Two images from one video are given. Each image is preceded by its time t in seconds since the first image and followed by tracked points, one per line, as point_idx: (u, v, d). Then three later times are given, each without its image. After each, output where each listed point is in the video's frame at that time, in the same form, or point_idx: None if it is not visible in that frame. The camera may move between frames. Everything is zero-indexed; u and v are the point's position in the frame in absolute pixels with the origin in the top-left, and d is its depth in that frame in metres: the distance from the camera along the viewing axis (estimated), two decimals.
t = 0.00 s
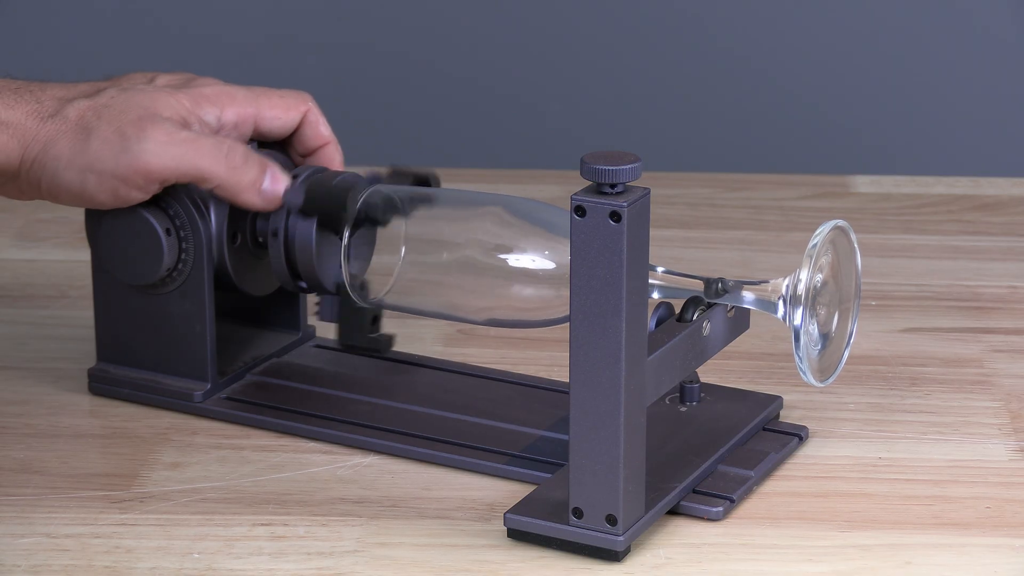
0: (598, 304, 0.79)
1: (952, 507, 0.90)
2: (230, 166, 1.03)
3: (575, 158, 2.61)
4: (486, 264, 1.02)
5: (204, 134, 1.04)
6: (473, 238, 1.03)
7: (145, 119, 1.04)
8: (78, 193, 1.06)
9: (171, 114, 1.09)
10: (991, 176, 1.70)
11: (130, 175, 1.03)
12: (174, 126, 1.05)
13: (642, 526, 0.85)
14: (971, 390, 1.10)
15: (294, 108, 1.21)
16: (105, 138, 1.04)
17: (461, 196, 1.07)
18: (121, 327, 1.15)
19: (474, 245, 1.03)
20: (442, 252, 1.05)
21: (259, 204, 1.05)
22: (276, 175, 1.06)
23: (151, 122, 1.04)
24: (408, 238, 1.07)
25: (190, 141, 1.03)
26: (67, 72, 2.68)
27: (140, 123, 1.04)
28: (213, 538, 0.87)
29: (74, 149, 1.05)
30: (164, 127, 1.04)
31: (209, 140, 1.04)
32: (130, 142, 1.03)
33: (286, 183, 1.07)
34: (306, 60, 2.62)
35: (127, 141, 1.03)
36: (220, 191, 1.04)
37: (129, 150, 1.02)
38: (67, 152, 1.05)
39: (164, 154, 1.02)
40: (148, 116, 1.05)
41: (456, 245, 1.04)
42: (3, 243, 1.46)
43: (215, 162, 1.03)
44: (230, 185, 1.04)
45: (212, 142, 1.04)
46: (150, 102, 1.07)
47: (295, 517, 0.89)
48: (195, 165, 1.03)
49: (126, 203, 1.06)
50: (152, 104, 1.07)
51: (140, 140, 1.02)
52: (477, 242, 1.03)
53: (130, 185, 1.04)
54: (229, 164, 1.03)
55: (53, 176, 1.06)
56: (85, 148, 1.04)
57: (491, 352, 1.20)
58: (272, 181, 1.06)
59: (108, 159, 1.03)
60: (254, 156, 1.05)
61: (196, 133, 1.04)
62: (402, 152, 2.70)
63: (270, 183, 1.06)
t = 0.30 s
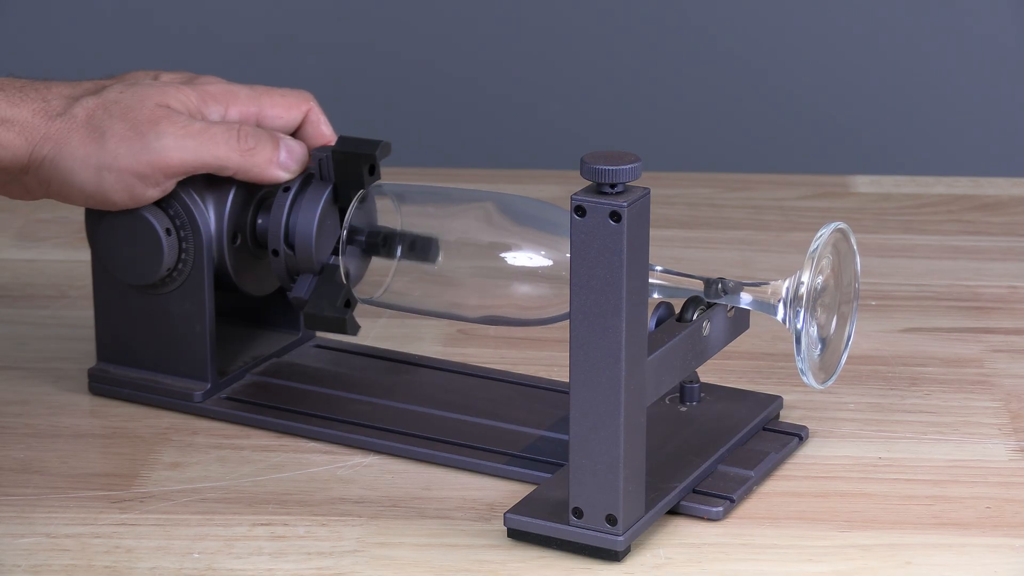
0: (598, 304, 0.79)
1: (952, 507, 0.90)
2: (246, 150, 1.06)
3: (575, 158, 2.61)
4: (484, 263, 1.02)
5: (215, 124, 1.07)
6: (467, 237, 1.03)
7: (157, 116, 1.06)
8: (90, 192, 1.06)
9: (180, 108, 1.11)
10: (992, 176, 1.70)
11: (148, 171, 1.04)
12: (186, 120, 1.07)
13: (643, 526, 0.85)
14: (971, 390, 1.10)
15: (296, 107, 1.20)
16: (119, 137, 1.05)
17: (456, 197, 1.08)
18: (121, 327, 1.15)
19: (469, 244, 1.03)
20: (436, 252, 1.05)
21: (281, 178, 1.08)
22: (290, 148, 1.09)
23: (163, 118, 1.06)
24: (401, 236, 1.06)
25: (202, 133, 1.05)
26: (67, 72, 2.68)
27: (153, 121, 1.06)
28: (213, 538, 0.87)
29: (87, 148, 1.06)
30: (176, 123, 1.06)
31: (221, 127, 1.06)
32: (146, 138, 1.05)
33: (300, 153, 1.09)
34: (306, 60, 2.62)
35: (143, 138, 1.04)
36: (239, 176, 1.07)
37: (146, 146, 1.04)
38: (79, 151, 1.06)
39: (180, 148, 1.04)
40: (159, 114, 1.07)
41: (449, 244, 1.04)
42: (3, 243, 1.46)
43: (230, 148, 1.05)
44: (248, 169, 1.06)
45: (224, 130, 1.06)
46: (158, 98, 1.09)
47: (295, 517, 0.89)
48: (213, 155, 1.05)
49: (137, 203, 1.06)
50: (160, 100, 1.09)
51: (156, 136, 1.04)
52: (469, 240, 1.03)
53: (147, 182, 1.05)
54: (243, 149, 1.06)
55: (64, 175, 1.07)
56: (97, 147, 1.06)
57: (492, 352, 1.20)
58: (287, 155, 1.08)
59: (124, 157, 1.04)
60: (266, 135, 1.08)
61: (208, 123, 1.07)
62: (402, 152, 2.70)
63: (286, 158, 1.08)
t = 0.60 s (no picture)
0: (598, 304, 0.79)
1: (952, 507, 0.90)
2: (224, 180, 1.03)
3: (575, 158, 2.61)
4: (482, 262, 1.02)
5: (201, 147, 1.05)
6: (466, 238, 1.03)
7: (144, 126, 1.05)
8: (71, 192, 1.07)
9: (170, 120, 1.09)
10: (992, 176, 1.70)
11: (123, 180, 1.04)
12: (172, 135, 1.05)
13: (642, 526, 0.85)
14: (971, 390, 1.10)
15: (293, 105, 1.21)
16: (101, 139, 1.04)
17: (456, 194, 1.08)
18: (121, 326, 1.15)
19: (467, 244, 1.03)
20: (435, 253, 1.05)
21: (249, 225, 1.04)
22: (268, 196, 1.05)
23: (149, 129, 1.05)
24: (400, 237, 1.07)
25: (185, 150, 1.04)
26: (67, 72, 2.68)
27: (137, 128, 1.05)
28: (214, 538, 0.87)
29: (71, 149, 1.05)
30: (161, 134, 1.04)
31: (206, 153, 1.04)
32: (127, 147, 1.03)
33: (279, 204, 1.06)
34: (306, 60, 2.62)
35: (124, 146, 1.03)
36: (209, 205, 1.04)
37: (125, 155, 1.03)
38: (63, 150, 1.06)
39: (158, 161, 1.03)
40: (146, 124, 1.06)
41: (449, 244, 1.04)
42: (3, 243, 1.46)
43: (208, 174, 1.03)
44: (220, 201, 1.03)
45: (209, 156, 1.04)
46: (148, 108, 1.08)
47: (295, 517, 0.89)
48: (187, 175, 1.03)
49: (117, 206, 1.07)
50: (150, 111, 1.07)
51: (137, 146, 1.03)
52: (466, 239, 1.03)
53: (121, 189, 1.05)
54: (221, 179, 1.03)
55: (47, 172, 1.07)
56: (81, 148, 1.05)
57: (491, 352, 1.20)
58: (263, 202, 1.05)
59: (103, 162, 1.04)
60: (249, 175, 1.05)
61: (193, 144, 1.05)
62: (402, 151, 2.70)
63: (261, 205, 1.05)
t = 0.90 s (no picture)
0: (598, 304, 0.79)
1: (952, 507, 0.90)
2: (241, 153, 1.04)
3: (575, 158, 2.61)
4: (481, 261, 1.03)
5: (213, 126, 1.05)
6: (466, 236, 1.04)
7: (153, 112, 1.05)
8: (84, 188, 1.06)
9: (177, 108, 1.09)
10: (992, 176, 1.70)
11: (139, 168, 1.03)
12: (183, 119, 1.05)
13: (643, 526, 0.85)
14: (971, 390, 1.10)
15: (295, 105, 1.21)
16: (113, 133, 1.04)
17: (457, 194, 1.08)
18: (121, 326, 1.15)
19: (467, 242, 1.03)
20: (434, 251, 1.06)
21: (275, 188, 1.06)
22: (286, 160, 1.07)
23: (159, 116, 1.05)
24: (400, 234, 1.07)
25: (199, 130, 1.04)
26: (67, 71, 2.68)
27: (148, 116, 1.04)
28: (214, 538, 0.87)
29: (83, 147, 1.05)
30: (172, 119, 1.04)
31: (218, 130, 1.05)
32: (139, 136, 1.03)
33: (297, 166, 1.08)
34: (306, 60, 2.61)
35: (136, 134, 1.03)
36: (230, 179, 1.05)
37: (138, 143, 1.03)
38: (74, 149, 1.05)
39: (175, 144, 1.03)
40: (155, 111, 1.06)
41: (449, 243, 1.05)
42: (3, 243, 1.46)
43: (224, 149, 1.04)
44: (241, 173, 1.04)
45: (221, 132, 1.05)
46: (155, 97, 1.08)
47: (295, 517, 0.89)
48: (205, 156, 1.03)
49: (133, 198, 1.06)
50: (157, 99, 1.07)
51: (150, 134, 1.03)
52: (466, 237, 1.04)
53: (140, 178, 1.04)
54: (238, 152, 1.04)
55: (58, 170, 1.06)
56: (92, 142, 1.05)
57: (491, 352, 1.20)
58: (282, 165, 1.06)
59: (116, 154, 1.03)
60: (263, 142, 1.06)
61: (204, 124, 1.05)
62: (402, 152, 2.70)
63: (281, 167, 1.06)
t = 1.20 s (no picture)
0: (598, 305, 0.79)
1: (952, 507, 0.90)
2: (249, 146, 1.05)
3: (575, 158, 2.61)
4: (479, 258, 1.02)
5: (219, 122, 1.07)
6: (465, 232, 1.03)
7: (161, 114, 1.06)
8: (95, 192, 1.07)
9: (183, 106, 1.10)
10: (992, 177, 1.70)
11: (150, 171, 1.05)
12: (190, 119, 1.07)
13: (642, 526, 0.85)
14: (971, 390, 1.10)
15: (295, 103, 1.21)
16: (124, 137, 1.06)
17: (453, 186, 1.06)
18: (121, 326, 1.15)
19: (466, 239, 1.03)
20: (434, 244, 1.05)
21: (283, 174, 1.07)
22: (292, 146, 1.08)
23: (168, 118, 1.06)
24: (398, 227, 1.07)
25: (206, 128, 1.06)
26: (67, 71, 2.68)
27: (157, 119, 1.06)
28: (214, 538, 0.87)
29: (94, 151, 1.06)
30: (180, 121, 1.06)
31: (225, 126, 1.06)
32: (149, 140, 1.05)
33: (303, 150, 1.08)
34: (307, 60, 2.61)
35: (148, 139, 1.05)
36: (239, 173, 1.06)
37: (149, 146, 1.05)
38: (83, 152, 1.07)
39: (184, 146, 1.04)
40: (163, 112, 1.07)
41: (449, 238, 1.04)
42: (3, 244, 1.46)
43: (232, 145, 1.05)
44: (249, 165, 1.06)
45: (228, 128, 1.06)
46: (161, 96, 1.09)
47: (295, 517, 0.89)
48: (213, 152, 1.05)
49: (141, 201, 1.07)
50: (164, 98, 1.09)
51: (160, 137, 1.05)
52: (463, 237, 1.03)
53: (151, 180, 1.05)
54: (245, 146, 1.05)
55: (67, 174, 1.08)
56: (102, 147, 1.06)
57: (492, 352, 1.20)
58: (289, 151, 1.07)
59: (128, 158, 1.05)
60: (269, 132, 1.07)
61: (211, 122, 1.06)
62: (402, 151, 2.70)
63: (287, 154, 1.07)
